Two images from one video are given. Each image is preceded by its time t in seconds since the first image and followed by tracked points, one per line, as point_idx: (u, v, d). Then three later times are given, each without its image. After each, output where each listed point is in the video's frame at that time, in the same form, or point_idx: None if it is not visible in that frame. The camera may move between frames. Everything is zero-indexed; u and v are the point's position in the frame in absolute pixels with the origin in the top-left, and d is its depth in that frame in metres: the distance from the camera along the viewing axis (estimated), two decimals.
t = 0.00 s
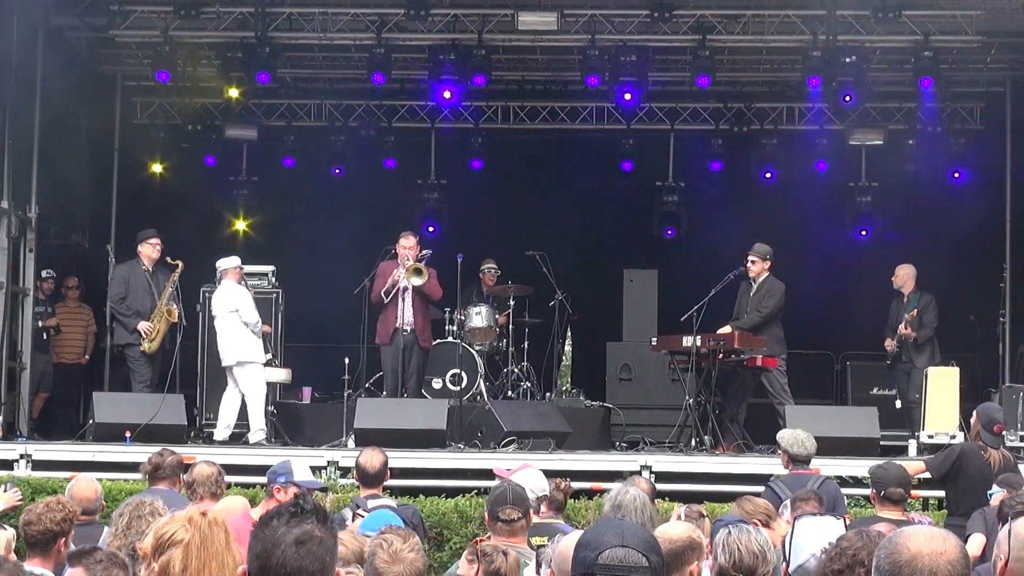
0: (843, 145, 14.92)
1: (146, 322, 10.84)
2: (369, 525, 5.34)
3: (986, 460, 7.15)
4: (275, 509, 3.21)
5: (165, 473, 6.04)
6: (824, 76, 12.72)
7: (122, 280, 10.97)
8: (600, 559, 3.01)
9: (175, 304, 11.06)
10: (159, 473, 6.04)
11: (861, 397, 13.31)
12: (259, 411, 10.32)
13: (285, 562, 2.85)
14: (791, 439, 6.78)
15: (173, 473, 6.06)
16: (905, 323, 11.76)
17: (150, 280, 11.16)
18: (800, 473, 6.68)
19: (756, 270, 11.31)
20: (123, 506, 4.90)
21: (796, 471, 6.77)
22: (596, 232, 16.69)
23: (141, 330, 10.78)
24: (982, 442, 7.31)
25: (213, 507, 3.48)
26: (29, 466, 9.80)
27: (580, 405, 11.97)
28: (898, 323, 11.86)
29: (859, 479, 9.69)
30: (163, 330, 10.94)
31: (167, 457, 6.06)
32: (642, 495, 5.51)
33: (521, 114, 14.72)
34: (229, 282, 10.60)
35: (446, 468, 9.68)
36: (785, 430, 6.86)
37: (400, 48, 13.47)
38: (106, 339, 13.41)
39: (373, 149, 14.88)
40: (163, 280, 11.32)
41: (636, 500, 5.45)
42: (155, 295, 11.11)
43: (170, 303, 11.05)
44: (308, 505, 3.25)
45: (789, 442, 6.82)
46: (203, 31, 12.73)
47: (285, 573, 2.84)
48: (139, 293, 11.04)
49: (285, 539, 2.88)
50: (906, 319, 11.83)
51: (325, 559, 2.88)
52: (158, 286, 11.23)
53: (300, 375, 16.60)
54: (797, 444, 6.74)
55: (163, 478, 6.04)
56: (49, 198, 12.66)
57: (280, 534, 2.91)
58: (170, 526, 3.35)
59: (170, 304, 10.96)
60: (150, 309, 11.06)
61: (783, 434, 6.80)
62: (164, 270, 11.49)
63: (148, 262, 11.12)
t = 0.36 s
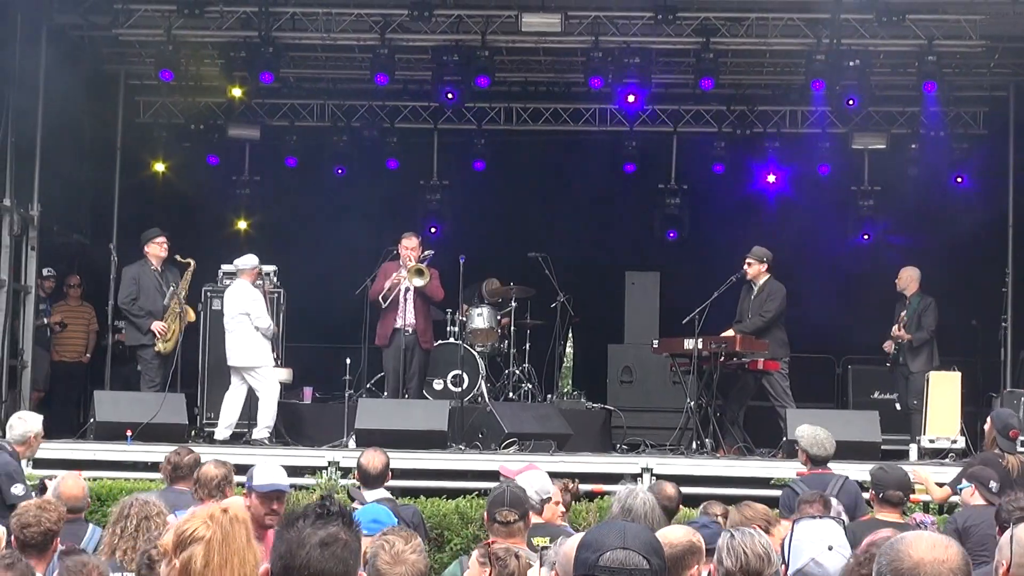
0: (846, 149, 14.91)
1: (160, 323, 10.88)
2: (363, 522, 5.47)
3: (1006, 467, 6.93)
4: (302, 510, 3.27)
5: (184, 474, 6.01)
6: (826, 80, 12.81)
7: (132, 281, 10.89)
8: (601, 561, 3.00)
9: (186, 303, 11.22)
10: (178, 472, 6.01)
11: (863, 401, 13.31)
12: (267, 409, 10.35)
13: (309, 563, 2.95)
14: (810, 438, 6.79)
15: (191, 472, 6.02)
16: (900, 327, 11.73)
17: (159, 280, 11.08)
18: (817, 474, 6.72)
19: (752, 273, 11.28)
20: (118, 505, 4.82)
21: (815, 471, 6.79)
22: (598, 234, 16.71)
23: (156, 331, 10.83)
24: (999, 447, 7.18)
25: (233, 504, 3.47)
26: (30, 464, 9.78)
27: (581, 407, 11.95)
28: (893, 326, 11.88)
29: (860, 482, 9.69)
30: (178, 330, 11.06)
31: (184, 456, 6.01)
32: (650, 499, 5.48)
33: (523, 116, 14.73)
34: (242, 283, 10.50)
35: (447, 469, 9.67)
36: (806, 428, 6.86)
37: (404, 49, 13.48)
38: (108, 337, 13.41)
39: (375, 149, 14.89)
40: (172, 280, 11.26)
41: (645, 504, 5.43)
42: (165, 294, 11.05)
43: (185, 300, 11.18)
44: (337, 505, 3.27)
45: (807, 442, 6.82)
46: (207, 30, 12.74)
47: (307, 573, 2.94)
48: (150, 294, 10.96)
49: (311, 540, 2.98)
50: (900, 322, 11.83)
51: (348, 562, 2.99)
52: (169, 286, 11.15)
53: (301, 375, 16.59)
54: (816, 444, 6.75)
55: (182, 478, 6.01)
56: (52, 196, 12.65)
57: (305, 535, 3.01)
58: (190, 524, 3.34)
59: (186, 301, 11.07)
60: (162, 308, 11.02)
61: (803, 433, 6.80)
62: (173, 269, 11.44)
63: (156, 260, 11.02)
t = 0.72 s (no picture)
0: (847, 153, 14.91)
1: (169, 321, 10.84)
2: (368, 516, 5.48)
3: (1012, 473, 6.83)
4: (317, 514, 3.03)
5: (177, 477, 5.97)
6: (829, 84, 12.83)
7: (139, 279, 10.92)
8: (600, 562, 3.01)
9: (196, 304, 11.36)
10: (171, 477, 5.98)
11: (862, 404, 13.33)
12: (267, 411, 10.29)
13: (322, 564, 2.73)
14: (835, 439, 6.90)
15: (184, 475, 5.99)
16: (897, 330, 11.74)
17: (166, 277, 11.07)
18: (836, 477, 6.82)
19: (754, 277, 11.24)
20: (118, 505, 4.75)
21: (835, 472, 6.88)
22: (600, 237, 16.75)
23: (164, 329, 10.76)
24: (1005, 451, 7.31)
25: (251, 503, 3.38)
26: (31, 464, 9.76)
27: (581, 409, 11.96)
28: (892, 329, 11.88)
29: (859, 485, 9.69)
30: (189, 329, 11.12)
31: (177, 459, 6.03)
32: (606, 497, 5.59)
33: (525, 118, 14.74)
34: (258, 284, 10.47)
35: (447, 470, 9.68)
36: (831, 430, 6.98)
37: (406, 50, 13.51)
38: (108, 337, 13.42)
39: (377, 151, 14.91)
40: (179, 279, 11.25)
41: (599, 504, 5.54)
42: (172, 292, 11.02)
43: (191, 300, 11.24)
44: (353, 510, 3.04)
45: (833, 442, 6.92)
46: (209, 30, 12.74)
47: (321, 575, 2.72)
48: (157, 291, 10.96)
49: (324, 540, 2.77)
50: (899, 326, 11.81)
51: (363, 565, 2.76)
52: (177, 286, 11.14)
53: (302, 375, 16.60)
54: (840, 444, 6.86)
55: (176, 481, 5.98)
56: (53, 195, 12.65)
57: (319, 536, 2.80)
58: (216, 523, 3.24)
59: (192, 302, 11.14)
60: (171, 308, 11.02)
61: (827, 433, 6.91)
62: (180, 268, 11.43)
63: (163, 258, 11.07)
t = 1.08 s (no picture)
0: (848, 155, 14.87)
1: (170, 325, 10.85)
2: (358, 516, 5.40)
3: (995, 473, 6.90)
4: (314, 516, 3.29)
5: (147, 479, 6.04)
6: (830, 85, 12.81)
7: (141, 282, 10.91)
8: (600, 566, 3.00)
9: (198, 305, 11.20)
10: (141, 479, 6.05)
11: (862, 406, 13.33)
12: (267, 413, 10.24)
13: (314, 569, 2.99)
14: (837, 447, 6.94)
15: (152, 477, 6.06)
16: (897, 335, 11.70)
17: (167, 280, 11.07)
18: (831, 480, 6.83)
19: (756, 278, 11.26)
20: (118, 506, 4.71)
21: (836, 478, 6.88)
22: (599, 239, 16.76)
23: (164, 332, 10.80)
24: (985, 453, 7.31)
25: (260, 513, 3.96)
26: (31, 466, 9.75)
27: (581, 411, 11.96)
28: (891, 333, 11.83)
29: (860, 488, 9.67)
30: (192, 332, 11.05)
31: (147, 462, 6.06)
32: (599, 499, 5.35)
33: (525, 120, 14.75)
34: (262, 291, 10.49)
35: (448, 472, 9.67)
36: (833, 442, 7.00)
37: (406, 52, 13.52)
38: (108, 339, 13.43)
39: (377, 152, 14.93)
40: (178, 282, 11.18)
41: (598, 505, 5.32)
42: (171, 295, 11.03)
43: (191, 301, 11.14)
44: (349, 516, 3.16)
45: (834, 451, 6.90)
46: (208, 32, 12.75)
47: None
48: (158, 294, 10.97)
49: (318, 545, 3.02)
50: (898, 330, 11.77)
51: (355, 571, 3.01)
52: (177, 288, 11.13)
53: (302, 378, 16.60)
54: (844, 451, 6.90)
55: (145, 483, 6.06)
56: (53, 197, 12.64)
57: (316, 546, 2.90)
58: (228, 531, 3.80)
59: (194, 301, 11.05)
60: (171, 310, 11.03)
61: (830, 444, 6.94)
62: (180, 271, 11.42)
63: (163, 260, 11.05)
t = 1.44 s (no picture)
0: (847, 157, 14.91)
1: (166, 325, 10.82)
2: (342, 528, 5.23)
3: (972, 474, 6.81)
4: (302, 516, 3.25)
5: (123, 476, 6.02)
6: (829, 89, 12.88)
7: (136, 284, 10.87)
8: (599, 568, 3.01)
9: (191, 306, 11.23)
10: (117, 475, 6.02)
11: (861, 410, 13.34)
12: (266, 416, 10.26)
13: (274, 568, 2.48)
14: (813, 446, 6.89)
15: (131, 474, 6.04)
16: (891, 339, 11.48)
17: (163, 282, 11.07)
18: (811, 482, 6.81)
19: (753, 280, 11.30)
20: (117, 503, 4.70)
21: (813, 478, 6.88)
22: (599, 241, 16.79)
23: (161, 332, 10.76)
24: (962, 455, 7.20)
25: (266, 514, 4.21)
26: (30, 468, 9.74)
27: (580, 413, 11.96)
28: (885, 337, 11.61)
29: (860, 490, 9.64)
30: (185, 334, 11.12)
31: (125, 459, 6.03)
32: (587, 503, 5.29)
33: (524, 123, 14.77)
34: (261, 293, 10.49)
35: (447, 474, 9.67)
36: (808, 437, 6.97)
37: (406, 55, 13.54)
38: (107, 341, 13.46)
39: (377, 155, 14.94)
40: (175, 283, 11.22)
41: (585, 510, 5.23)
42: (169, 296, 11.03)
43: (188, 302, 11.20)
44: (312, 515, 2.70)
45: (810, 449, 6.91)
46: (208, 35, 12.77)
47: None
48: (154, 296, 10.96)
49: (278, 543, 2.52)
50: (893, 333, 11.55)
51: (318, 571, 2.51)
52: (173, 289, 11.13)
53: (301, 380, 16.61)
54: (819, 452, 6.85)
55: (121, 481, 6.02)
56: (53, 199, 12.66)
57: (274, 537, 2.54)
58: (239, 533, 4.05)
59: (189, 303, 11.12)
60: (166, 311, 11.01)
61: (805, 441, 6.91)
62: (177, 271, 11.39)
63: (158, 263, 11.04)
